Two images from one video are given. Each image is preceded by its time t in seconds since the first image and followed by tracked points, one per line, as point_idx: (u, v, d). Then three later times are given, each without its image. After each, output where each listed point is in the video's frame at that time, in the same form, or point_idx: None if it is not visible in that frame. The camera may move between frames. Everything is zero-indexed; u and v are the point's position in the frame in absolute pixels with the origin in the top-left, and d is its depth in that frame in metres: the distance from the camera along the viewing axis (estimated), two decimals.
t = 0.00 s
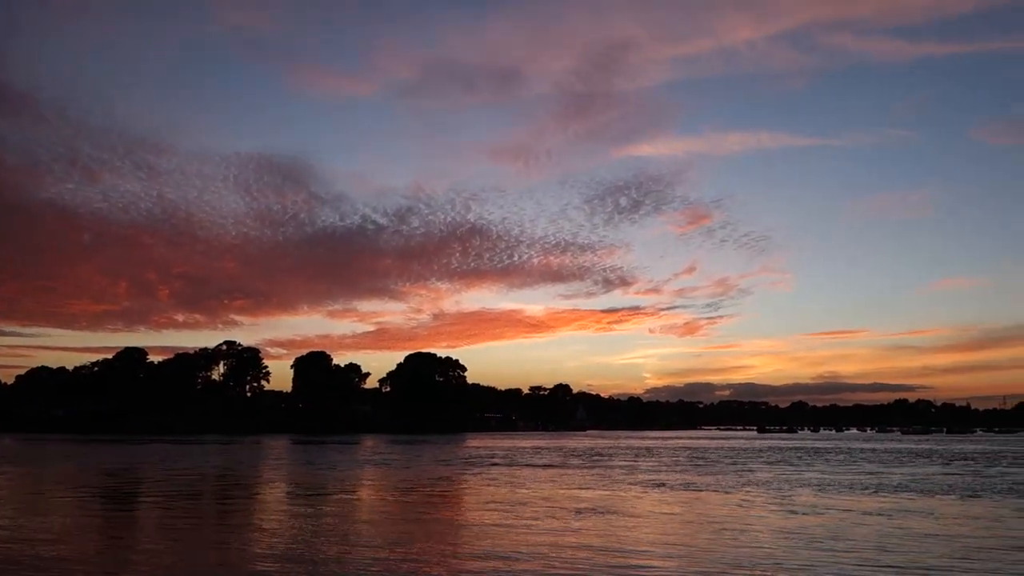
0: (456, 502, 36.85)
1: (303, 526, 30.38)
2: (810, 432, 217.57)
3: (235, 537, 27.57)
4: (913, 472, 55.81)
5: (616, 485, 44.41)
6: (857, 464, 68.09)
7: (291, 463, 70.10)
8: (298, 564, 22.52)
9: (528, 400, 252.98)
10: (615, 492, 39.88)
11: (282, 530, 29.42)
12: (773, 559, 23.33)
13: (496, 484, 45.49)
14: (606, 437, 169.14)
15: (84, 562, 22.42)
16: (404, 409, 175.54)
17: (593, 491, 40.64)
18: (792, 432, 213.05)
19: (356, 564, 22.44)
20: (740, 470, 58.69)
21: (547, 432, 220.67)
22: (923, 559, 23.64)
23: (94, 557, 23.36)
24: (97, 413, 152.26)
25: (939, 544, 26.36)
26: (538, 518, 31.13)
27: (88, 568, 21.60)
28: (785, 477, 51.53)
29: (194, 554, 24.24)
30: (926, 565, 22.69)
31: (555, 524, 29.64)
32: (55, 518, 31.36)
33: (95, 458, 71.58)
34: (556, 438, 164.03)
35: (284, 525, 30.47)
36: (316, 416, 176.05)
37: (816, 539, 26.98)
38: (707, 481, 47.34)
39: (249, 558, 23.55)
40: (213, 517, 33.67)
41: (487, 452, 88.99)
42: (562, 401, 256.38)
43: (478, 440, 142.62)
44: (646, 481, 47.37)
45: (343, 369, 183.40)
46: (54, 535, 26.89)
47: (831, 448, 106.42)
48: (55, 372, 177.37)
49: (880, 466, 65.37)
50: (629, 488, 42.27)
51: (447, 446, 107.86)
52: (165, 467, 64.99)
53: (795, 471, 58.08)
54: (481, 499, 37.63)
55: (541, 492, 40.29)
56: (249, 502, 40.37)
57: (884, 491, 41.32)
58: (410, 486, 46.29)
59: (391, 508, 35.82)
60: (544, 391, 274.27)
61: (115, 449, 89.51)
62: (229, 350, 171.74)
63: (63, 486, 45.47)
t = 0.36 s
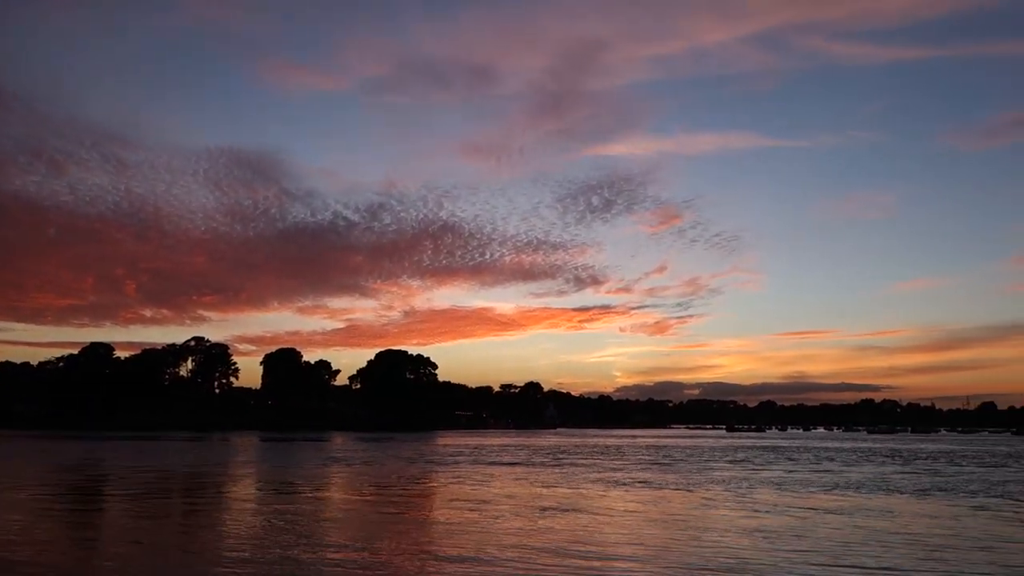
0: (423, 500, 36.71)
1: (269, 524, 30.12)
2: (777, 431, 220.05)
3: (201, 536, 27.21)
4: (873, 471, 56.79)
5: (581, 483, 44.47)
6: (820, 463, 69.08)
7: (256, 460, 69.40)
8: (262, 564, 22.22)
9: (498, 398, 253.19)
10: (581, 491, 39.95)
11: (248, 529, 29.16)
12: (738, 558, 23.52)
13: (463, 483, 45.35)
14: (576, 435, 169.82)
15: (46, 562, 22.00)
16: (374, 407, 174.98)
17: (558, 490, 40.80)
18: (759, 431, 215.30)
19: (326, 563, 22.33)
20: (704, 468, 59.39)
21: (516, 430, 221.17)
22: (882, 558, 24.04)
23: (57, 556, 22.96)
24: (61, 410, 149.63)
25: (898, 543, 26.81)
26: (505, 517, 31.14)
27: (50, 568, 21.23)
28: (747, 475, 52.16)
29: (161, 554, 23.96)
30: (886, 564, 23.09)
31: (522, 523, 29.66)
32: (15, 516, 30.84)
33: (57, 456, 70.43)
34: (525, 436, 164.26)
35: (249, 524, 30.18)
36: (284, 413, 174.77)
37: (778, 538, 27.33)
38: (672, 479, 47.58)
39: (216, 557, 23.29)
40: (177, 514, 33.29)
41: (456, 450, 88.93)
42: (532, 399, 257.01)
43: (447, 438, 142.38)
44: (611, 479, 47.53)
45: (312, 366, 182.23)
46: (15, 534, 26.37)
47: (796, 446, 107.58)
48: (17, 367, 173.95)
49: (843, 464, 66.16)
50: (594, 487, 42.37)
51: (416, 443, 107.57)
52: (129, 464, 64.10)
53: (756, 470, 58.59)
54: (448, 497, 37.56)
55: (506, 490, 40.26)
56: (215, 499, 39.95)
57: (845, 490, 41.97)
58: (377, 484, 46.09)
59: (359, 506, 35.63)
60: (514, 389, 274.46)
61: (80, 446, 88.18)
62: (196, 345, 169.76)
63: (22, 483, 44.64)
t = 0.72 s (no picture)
0: (392, 500, 36.81)
1: (237, 524, 30.09)
2: (745, 433, 222.51)
3: (168, 535, 27.12)
4: (834, 472, 57.75)
5: (548, 483, 44.77)
6: (783, 464, 70.22)
7: (224, 459, 68.85)
8: (225, 563, 22.19)
9: (469, 398, 253.41)
10: (548, 490, 40.24)
11: (215, 528, 29.11)
12: (704, 557, 23.98)
13: (431, 483, 45.45)
14: (545, 435, 170.43)
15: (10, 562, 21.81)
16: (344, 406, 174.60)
17: (523, 489, 41.20)
18: (727, 432, 217.56)
19: (295, 563, 22.43)
20: (667, 468, 60.29)
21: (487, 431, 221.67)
22: (842, 558, 24.69)
23: (20, 556, 22.78)
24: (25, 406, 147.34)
25: (858, 543, 27.51)
26: (473, 517, 31.36)
27: (14, 567, 21.11)
28: (709, 475, 53.05)
29: (127, 553, 23.88)
30: (847, 564, 23.70)
31: (490, 523, 29.90)
32: None
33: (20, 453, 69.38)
34: (496, 436, 164.68)
35: (217, 523, 30.13)
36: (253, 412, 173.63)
37: (741, 538, 27.92)
38: (637, 480, 48.02)
39: (183, 557, 23.23)
40: (143, 514, 33.07)
41: (426, 450, 88.96)
42: (502, 399, 257.56)
43: (417, 437, 141.99)
44: (577, 479, 47.88)
45: (282, 365, 181.30)
46: None
47: (761, 447, 108.76)
48: None
49: (806, 465, 67.14)
50: (561, 487, 42.70)
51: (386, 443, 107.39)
52: (93, 461, 63.37)
53: (720, 470, 59.29)
54: (416, 497, 37.67)
55: (474, 490, 40.49)
56: (181, 498, 39.71)
57: (805, 490, 42.84)
58: (345, 484, 46.02)
59: (327, 506, 35.64)
60: (485, 389, 274.57)
61: (44, 443, 86.96)
62: (165, 342, 168.18)
63: None
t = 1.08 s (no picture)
0: (364, 501, 36.97)
1: (208, 524, 30.13)
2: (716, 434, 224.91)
3: (138, 536, 27.10)
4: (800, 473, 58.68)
5: (519, 484, 45.10)
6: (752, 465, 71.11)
7: (194, 459, 68.42)
8: (202, 563, 22.43)
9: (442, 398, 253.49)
10: (518, 491, 40.59)
11: (187, 528, 29.13)
12: (670, 557, 24.45)
13: (402, 483, 45.61)
14: (518, 435, 171.07)
15: None
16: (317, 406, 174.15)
17: (492, 490, 41.50)
18: (699, 433, 219.53)
19: (268, 563, 22.61)
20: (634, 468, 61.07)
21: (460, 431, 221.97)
22: (805, 558, 25.27)
23: None
24: None
25: (828, 544, 28.15)
26: (444, 518, 31.63)
27: None
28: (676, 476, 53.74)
29: (97, 553, 23.82)
30: (812, 564, 24.30)
31: (461, 524, 30.18)
32: None
33: None
34: (469, 437, 164.90)
35: (188, 524, 30.16)
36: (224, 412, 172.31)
37: (708, 538, 28.47)
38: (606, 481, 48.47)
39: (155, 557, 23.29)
40: (113, 515, 32.94)
41: (398, 450, 88.94)
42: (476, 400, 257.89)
43: (390, 437, 141.65)
44: (547, 480, 48.25)
45: (254, 365, 180.39)
46: None
47: (731, 448, 109.79)
48: None
49: (773, 466, 68.03)
50: (531, 487, 43.04)
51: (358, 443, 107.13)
52: (61, 461, 62.69)
53: (688, 471, 59.98)
54: (388, 498, 37.83)
55: (445, 491, 40.73)
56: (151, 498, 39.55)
57: (770, 491, 43.63)
58: (315, 484, 46.01)
59: (299, 506, 35.74)
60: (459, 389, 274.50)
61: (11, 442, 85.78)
62: (136, 341, 166.37)
63: None
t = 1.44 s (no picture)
0: (340, 502, 37.48)
1: (186, 525, 30.55)
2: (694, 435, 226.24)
3: (117, 537, 27.49)
4: (771, 474, 59.49)
5: (494, 486, 45.63)
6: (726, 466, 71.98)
7: (171, 460, 68.40)
8: (181, 565, 22.90)
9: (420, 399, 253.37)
10: (493, 493, 41.18)
11: (165, 530, 29.53)
12: (638, 558, 25.18)
13: (378, 485, 46.06)
14: (495, 437, 171.46)
15: None
16: (296, 406, 173.87)
17: (467, 492, 42.03)
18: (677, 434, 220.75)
19: (247, 565, 23.11)
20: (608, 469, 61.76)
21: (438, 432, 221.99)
22: (769, 559, 26.07)
23: None
24: None
25: (792, 545, 28.96)
26: (419, 519, 32.22)
27: None
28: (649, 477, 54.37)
29: (75, 554, 24.18)
30: (775, 564, 25.08)
31: (435, 526, 30.76)
32: None
33: None
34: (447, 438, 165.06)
35: (166, 525, 30.59)
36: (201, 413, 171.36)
37: (675, 539, 29.18)
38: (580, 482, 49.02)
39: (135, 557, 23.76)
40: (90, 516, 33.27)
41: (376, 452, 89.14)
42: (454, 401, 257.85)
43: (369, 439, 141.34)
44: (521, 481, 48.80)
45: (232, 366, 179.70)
46: None
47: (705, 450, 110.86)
48: None
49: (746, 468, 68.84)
50: (506, 489, 43.63)
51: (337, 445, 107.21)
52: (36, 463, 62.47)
53: (661, 472, 60.65)
54: (364, 500, 38.33)
55: (421, 493, 41.28)
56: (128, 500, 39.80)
57: (743, 492, 44.57)
58: (292, 486, 46.32)
59: (275, 508, 36.18)
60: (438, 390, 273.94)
61: None
62: (112, 341, 165.16)
63: None
